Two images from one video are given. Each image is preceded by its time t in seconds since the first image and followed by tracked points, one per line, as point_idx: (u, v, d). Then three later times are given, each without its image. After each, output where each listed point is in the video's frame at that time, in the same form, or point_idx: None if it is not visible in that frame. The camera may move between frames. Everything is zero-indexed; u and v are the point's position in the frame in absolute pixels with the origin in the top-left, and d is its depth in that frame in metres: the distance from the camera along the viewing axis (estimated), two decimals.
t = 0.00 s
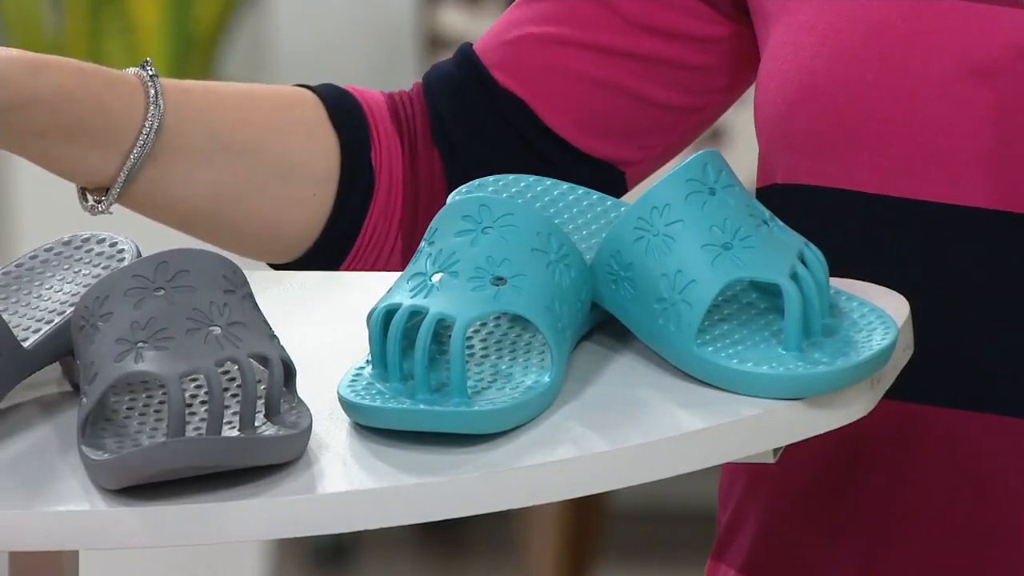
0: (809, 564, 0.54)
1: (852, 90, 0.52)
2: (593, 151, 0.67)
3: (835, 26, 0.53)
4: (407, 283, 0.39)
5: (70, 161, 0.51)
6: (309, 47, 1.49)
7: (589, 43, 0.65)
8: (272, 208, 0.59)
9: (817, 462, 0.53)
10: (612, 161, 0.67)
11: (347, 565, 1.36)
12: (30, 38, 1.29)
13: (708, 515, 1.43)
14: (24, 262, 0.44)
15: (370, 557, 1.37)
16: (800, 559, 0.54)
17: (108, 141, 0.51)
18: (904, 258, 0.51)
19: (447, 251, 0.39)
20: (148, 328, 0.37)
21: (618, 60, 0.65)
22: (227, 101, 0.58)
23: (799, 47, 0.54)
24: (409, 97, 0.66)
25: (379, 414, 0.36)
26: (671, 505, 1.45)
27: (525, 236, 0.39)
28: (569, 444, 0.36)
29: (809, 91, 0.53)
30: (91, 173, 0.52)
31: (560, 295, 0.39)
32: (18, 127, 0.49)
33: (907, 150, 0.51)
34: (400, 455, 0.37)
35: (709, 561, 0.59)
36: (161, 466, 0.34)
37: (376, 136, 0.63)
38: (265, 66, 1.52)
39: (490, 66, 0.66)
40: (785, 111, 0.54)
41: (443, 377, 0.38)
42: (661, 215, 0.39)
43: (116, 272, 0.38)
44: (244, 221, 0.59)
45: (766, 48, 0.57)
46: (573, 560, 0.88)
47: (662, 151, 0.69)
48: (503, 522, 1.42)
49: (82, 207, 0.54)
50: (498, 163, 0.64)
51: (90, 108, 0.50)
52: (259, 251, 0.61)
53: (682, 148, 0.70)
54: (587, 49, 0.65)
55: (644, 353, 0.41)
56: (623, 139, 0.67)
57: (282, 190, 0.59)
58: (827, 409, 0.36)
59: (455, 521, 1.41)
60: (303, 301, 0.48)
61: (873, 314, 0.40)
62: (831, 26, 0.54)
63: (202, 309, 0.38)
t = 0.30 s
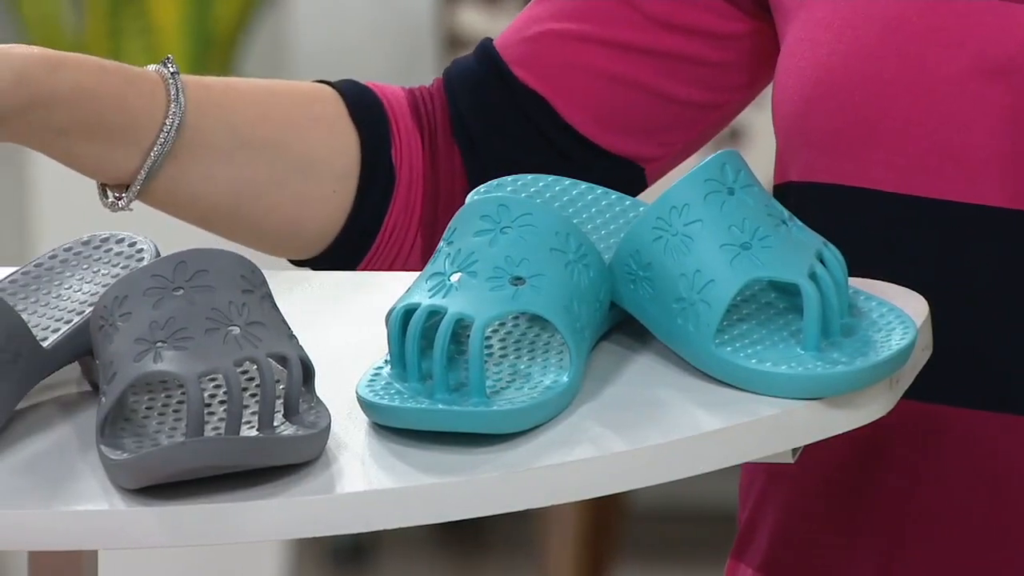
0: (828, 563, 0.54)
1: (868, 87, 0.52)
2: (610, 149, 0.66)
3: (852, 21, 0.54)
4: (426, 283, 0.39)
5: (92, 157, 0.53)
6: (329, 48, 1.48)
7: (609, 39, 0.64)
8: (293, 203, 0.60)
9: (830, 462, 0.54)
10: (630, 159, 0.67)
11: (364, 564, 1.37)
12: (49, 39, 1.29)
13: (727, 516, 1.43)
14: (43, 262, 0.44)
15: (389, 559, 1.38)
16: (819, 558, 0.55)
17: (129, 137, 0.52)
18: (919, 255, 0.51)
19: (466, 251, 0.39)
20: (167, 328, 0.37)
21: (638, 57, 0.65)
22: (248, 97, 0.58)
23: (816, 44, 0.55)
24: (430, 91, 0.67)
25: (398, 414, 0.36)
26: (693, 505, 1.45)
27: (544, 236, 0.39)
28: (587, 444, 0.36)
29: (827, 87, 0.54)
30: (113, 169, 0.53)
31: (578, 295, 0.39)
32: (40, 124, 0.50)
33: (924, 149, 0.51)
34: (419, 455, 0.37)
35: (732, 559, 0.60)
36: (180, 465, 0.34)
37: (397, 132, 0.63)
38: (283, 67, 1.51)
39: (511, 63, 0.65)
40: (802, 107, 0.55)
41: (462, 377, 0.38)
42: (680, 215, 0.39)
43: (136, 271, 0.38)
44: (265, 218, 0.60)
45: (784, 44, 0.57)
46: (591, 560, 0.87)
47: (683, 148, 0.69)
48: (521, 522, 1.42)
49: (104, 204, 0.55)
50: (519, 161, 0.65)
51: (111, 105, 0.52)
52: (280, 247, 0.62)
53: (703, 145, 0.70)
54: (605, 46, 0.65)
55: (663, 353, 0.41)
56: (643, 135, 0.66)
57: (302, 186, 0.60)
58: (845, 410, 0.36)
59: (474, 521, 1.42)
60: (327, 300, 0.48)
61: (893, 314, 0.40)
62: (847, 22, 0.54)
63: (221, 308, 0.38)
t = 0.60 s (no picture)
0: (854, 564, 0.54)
1: (892, 90, 0.52)
2: (633, 151, 0.66)
3: (876, 24, 0.53)
4: (452, 283, 0.39)
5: (133, 123, 0.51)
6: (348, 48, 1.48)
7: (635, 41, 0.64)
8: (327, 188, 0.59)
9: (863, 457, 0.53)
10: (655, 159, 0.67)
11: (389, 564, 1.38)
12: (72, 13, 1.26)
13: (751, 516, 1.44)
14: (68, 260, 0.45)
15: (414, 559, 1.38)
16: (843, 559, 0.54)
17: (173, 108, 0.51)
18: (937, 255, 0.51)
19: (492, 251, 0.39)
20: (193, 328, 0.37)
21: (665, 57, 0.64)
22: (290, 78, 0.58)
23: (840, 46, 0.54)
24: (460, 86, 0.66)
25: (423, 414, 0.36)
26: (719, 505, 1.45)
27: (569, 235, 0.39)
28: (613, 443, 0.36)
29: (852, 90, 0.53)
30: (152, 136, 0.52)
31: (604, 294, 0.39)
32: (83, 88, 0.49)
33: (946, 151, 0.50)
34: (445, 454, 0.37)
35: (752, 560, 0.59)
36: (206, 465, 0.34)
37: (433, 127, 0.62)
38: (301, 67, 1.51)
39: (537, 63, 0.65)
40: (826, 109, 0.55)
41: (487, 377, 0.38)
42: (705, 215, 0.39)
43: (162, 271, 0.38)
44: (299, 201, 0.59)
45: (807, 46, 0.57)
46: (617, 560, 0.87)
47: (708, 148, 0.69)
48: (546, 523, 1.42)
49: (137, 170, 0.53)
50: (545, 161, 0.64)
51: (158, 74, 0.51)
52: (312, 232, 0.61)
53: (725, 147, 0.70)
54: (629, 49, 0.64)
55: (688, 353, 0.41)
56: (667, 137, 0.66)
57: (340, 171, 0.59)
58: (870, 410, 0.36)
59: (498, 521, 1.42)
60: (353, 299, 0.49)
61: (919, 314, 0.40)
62: (870, 25, 0.53)
63: (247, 308, 0.38)
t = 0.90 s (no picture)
0: (882, 564, 0.54)
1: (923, 91, 0.52)
2: (663, 152, 0.65)
3: (909, 23, 0.53)
4: (483, 282, 0.39)
5: (171, 127, 0.50)
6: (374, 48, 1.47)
7: (665, 42, 0.64)
8: (361, 190, 0.58)
9: (885, 458, 0.53)
10: (687, 160, 0.66)
11: (421, 564, 1.39)
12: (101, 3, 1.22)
13: (779, 516, 1.45)
14: (99, 260, 0.45)
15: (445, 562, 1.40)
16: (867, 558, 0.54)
17: (211, 113, 0.50)
18: (967, 254, 0.51)
19: (523, 251, 0.39)
20: (225, 327, 0.37)
21: (695, 59, 0.64)
22: (326, 78, 0.56)
23: (872, 45, 0.54)
24: (493, 86, 0.66)
25: (455, 414, 0.36)
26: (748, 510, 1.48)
27: (600, 235, 0.39)
28: (644, 443, 0.36)
29: (884, 91, 0.53)
30: (189, 139, 0.51)
31: (635, 294, 0.39)
32: (124, 96, 0.48)
33: (976, 151, 0.50)
34: (477, 454, 0.37)
35: (782, 561, 0.59)
36: (238, 464, 0.34)
37: (467, 128, 0.62)
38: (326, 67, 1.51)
39: (570, 63, 0.65)
40: (859, 109, 0.54)
41: (518, 376, 0.38)
42: (737, 214, 0.39)
43: (193, 271, 0.39)
44: (334, 202, 0.58)
45: (840, 46, 0.57)
46: (651, 559, 0.88)
47: (740, 151, 0.68)
48: (577, 523, 1.44)
49: (171, 168, 0.53)
50: (577, 162, 0.64)
51: (199, 80, 0.49)
52: (343, 231, 0.61)
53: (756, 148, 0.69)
54: (659, 50, 0.64)
55: (720, 352, 0.41)
56: (698, 138, 0.66)
57: (376, 173, 0.58)
58: (901, 409, 0.36)
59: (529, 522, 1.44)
60: (388, 298, 0.49)
61: (951, 314, 0.40)
62: (902, 24, 0.53)
63: (278, 307, 0.38)
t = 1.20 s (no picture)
0: (910, 564, 0.53)
1: (955, 91, 0.51)
2: (690, 150, 0.65)
3: (942, 23, 0.52)
4: (514, 282, 0.39)
5: (200, 109, 0.51)
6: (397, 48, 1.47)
7: (693, 40, 0.64)
8: (390, 181, 0.59)
9: (917, 458, 0.52)
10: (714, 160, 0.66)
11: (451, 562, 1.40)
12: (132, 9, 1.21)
13: (812, 516, 1.44)
14: (131, 260, 0.46)
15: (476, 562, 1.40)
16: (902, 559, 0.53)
17: (238, 94, 0.51)
18: (991, 254, 0.51)
19: (554, 250, 0.39)
20: (257, 327, 0.37)
21: (722, 57, 0.64)
22: (355, 67, 0.58)
23: (904, 46, 0.54)
24: (522, 86, 0.66)
25: (487, 414, 0.36)
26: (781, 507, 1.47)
27: (631, 234, 0.39)
28: (675, 443, 0.36)
29: (918, 91, 0.53)
30: (217, 122, 0.52)
31: (666, 293, 0.39)
32: (153, 73, 0.49)
33: (1008, 151, 0.50)
34: (509, 454, 0.37)
35: (814, 562, 0.58)
36: (270, 464, 0.34)
37: (496, 122, 0.63)
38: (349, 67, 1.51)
39: (598, 61, 0.65)
40: (891, 109, 0.54)
41: (550, 376, 0.38)
42: (769, 214, 0.39)
43: (225, 270, 0.39)
44: (362, 192, 0.59)
45: (871, 47, 0.56)
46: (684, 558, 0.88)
47: (772, 150, 0.68)
48: (609, 522, 1.44)
49: (201, 153, 0.54)
50: (603, 159, 0.64)
51: (227, 61, 0.51)
52: (372, 224, 0.61)
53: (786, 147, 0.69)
54: (687, 48, 0.64)
55: (752, 352, 0.41)
56: (727, 138, 0.65)
57: (403, 162, 0.59)
58: (932, 409, 0.36)
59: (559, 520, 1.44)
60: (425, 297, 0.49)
61: (984, 314, 0.40)
62: (935, 25, 0.53)
63: (310, 307, 0.38)
